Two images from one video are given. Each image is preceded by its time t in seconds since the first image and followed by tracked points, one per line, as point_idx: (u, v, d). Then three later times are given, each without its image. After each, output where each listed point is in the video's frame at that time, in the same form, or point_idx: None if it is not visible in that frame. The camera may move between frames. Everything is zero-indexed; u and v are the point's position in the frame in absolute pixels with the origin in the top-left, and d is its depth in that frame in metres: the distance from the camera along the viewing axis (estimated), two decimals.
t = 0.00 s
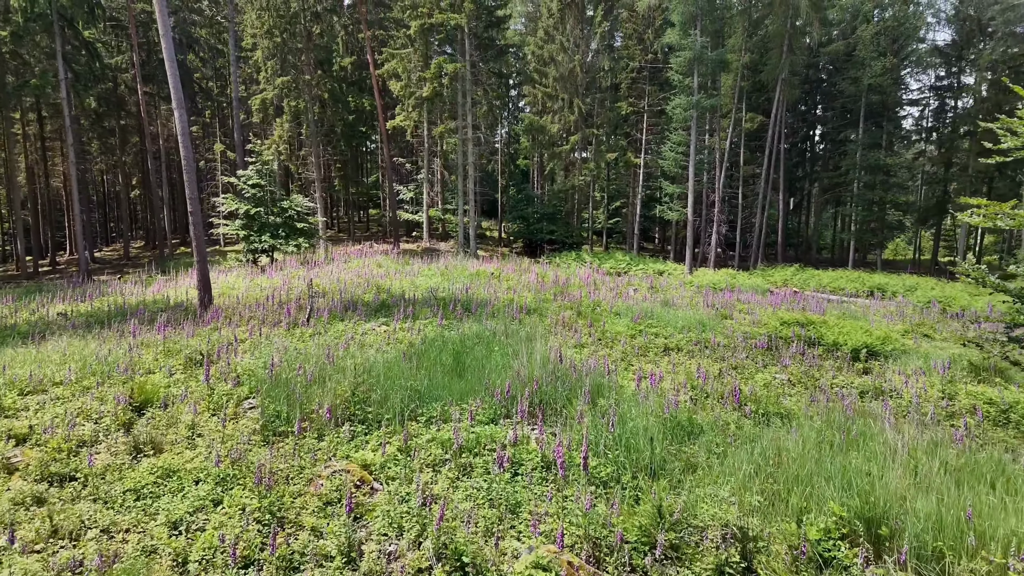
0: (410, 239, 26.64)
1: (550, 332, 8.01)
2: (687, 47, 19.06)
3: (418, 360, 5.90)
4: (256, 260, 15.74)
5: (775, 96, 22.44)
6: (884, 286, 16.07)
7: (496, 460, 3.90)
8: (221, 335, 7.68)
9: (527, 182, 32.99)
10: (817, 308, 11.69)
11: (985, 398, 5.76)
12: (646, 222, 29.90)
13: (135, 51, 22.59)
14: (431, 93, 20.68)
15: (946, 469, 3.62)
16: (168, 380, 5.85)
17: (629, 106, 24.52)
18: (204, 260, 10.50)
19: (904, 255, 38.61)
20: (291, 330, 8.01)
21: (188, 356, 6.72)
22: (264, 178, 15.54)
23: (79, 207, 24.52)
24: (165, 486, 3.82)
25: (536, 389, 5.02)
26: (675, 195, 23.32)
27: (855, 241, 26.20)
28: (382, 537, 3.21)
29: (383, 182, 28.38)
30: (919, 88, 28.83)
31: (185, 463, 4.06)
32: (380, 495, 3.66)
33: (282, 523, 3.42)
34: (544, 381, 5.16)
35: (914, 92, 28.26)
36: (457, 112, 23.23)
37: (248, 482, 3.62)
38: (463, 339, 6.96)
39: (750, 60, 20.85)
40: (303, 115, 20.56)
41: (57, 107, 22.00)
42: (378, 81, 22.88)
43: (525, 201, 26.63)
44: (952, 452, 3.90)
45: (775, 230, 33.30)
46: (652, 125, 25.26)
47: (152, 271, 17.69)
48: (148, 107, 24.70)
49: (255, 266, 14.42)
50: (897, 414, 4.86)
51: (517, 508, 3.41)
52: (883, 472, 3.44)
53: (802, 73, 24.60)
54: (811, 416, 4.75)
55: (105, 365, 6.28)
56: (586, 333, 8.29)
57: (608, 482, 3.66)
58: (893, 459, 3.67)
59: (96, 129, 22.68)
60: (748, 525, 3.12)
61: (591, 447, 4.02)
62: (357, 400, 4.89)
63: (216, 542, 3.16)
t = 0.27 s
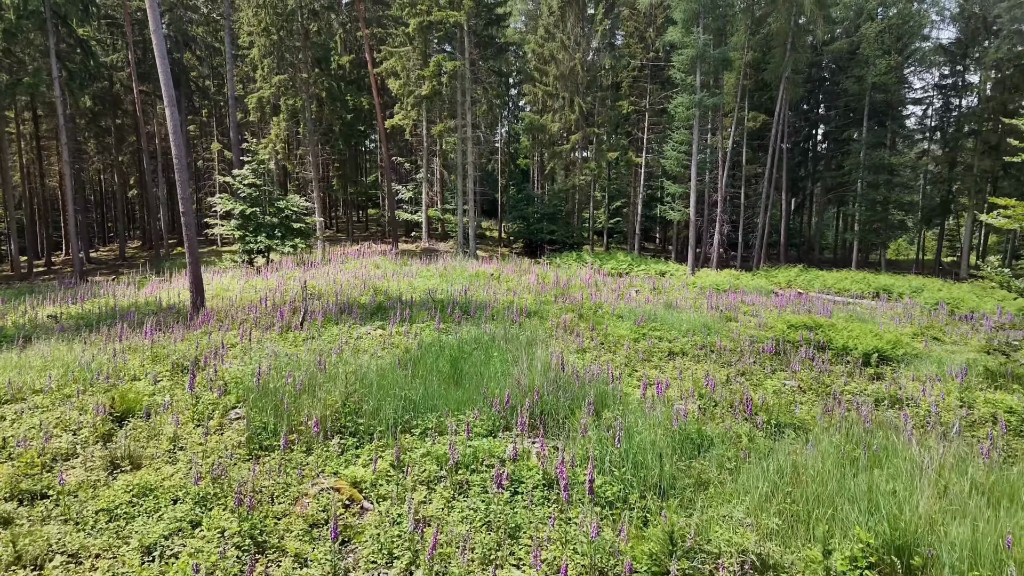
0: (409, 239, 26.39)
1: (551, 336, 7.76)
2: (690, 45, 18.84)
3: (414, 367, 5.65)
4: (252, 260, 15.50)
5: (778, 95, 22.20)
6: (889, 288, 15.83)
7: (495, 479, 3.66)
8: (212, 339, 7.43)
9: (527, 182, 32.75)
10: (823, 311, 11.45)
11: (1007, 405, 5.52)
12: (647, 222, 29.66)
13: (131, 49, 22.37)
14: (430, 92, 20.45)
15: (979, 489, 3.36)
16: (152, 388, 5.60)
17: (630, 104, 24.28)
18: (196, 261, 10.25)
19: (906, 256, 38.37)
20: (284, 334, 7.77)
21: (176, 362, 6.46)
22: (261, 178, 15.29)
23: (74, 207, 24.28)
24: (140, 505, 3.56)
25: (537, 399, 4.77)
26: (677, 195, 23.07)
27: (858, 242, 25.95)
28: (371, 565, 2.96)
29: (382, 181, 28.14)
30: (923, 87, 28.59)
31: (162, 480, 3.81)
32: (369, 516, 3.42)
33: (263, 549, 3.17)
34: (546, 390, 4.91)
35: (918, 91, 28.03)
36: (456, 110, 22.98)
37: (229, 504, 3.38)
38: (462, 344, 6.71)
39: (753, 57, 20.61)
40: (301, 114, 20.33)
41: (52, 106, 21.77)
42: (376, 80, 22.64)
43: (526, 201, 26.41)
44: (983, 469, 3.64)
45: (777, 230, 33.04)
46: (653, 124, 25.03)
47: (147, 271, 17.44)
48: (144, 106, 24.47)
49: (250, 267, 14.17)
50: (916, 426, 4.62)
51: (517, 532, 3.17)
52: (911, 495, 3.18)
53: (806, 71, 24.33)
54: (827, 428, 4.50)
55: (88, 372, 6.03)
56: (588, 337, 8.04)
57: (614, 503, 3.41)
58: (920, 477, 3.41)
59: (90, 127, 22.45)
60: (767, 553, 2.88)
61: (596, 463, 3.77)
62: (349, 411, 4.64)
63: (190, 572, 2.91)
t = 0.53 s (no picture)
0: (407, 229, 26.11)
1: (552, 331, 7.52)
2: (692, 31, 18.50)
3: (408, 364, 5.40)
4: (247, 251, 15.23)
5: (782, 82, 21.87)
6: (895, 279, 15.57)
7: (493, 489, 3.42)
8: (201, 333, 7.19)
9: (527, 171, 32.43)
10: (829, 303, 11.20)
11: None
12: (648, 212, 29.37)
13: (124, 35, 22.00)
14: (429, 79, 20.12)
15: (1012, 502, 3.12)
16: (135, 387, 5.36)
17: (632, 92, 23.94)
18: (188, 252, 9.99)
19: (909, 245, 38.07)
20: (277, 328, 7.52)
21: (162, 358, 6.21)
22: (255, 167, 15.00)
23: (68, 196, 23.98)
24: (112, 517, 3.33)
25: (537, 400, 4.53)
26: (679, 184, 22.77)
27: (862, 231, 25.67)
28: None
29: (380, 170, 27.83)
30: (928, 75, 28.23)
31: (138, 489, 3.57)
32: (356, 530, 3.18)
33: (242, 567, 2.94)
34: (546, 390, 4.67)
35: (923, 79, 27.68)
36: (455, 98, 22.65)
37: (207, 518, 3.14)
38: (459, 339, 6.47)
39: (757, 43, 20.26)
40: (297, 102, 20.01)
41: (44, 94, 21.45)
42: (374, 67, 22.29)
43: (526, 190, 26.12)
44: (1013, 478, 3.40)
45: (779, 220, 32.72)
46: (655, 112, 24.71)
47: (140, 262, 17.16)
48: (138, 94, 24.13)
49: (245, 258, 13.90)
50: (936, 429, 4.38)
51: (515, 550, 2.93)
52: (943, 511, 2.93)
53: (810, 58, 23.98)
54: (843, 431, 4.27)
55: (68, 369, 5.78)
56: (590, 331, 7.81)
57: (620, 517, 3.18)
58: (949, 489, 3.17)
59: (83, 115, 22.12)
60: None
61: (601, 471, 3.53)
62: (339, 413, 4.41)
63: None
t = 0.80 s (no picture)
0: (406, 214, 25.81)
1: (552, 321, 7.27)
2: (697, 11, 18.10)
3: (403, 358, 5.16)
4: (242, 236, 14.93)
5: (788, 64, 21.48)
6: (901, 265, 15.28)
7: (491, 498, 3.17)
8: (190, 323, 6.94)
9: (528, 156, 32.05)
10: (837, 290, 10.94)
11: None
12: (650, 196, 29.05)
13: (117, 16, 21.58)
14: (427, 61, 19.74)
15: None
16: (117, 381, 5.11)
17: (634, 75, 23.54)
18: (179, 239, 9.71)
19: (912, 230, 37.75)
20: (268, 318, 7.26)
21: (147, 349, 5.95)
22: (249, 150, 14.68)
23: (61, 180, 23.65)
24: (81, 527, 3.08)
25: (538, 398, 4.28)
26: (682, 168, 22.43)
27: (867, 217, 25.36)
28: None
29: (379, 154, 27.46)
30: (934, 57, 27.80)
31: (110, 497, 3.32)
32: (343, 544, 2.94)
33: None
34: (547, 386, 4.42)
35: (929, 61, 27.26)
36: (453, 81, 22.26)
37: (183, 531, 2.91)
38: (456, 330, 6.22)
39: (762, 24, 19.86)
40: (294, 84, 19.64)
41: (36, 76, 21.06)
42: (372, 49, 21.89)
43: (526, 175, 25.78)
44: None
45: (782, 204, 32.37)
46: (657, 96, 24.32)
47: (134, 248, 16.88)
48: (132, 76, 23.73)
49: (239, 244, 13.62)
50: (960, 429, 4.14)
51: (515, 571, 2.70)
52: (981, 528, 2.69)
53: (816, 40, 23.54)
54: (863, 431, 4.03)
55: (48, 363, 5.53)
56: (592, 321, 7.56)
57: (628, 529, 2.94)
58: (984, 501, 2.92)
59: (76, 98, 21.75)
60: None
61: (609, 478, 3.28)
62: (328, 411, 4.16)
63: None
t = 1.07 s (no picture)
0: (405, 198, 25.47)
1: (553, 310, 7.00)
2: None
3: (397, 352, 4.90)
4: (237, 221, 14.64)
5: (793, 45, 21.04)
6: (909, 250, 14.99)
7: (488, 511, 2.92)
8: (177, 314, 6.67)
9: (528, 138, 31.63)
10: (844, 277, 10.66)
11: None
12: (651, 180, 28.67)
13: None
14: (425, 41, 19.31)
15: None
16: (96, 375, 4.86)
17: (636, 56, 23.10)
18: (168, 225, 9.42)
19: (916, 214, 37.38)
20: (259, 308, 7.01)
21: (129, 342, 5.69)
22: (242, 133, 14.34)
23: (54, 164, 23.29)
24: (42, 543, 2.83)
25: (540, 398, 4.02)
26: (684, 151, 22.07)
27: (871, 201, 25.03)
28: None
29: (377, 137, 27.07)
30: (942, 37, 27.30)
31: (76, 508, 3.07)
32: (326, 564, 2.70)
33: None
34: (549, 384, 4.18)
35: (936, 42, 26.78)
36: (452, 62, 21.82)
37: (152, 548, 2.66)
38: (453, 321, 5.95)
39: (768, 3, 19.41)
40: (289, 65, 19.22)
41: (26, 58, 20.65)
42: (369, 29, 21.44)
43: (526, 158, 25.40)
44: None
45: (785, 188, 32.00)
46: (660, 77, 23.88)
47: (127, 233, 16.59)
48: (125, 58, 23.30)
49: (233, 229, 13.33)
50: (988, 431, 3.89)
51: None
52: None
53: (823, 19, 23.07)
54: (886, 435, 3.77)
55: (24, 356, 5.26)
56: (595, 310, 7.28)
57: (637, 546, 2.70)
58: None
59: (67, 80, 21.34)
60: None
61: (616, 489, 3.03)
62: (316, 412, 3.91)
63: None
